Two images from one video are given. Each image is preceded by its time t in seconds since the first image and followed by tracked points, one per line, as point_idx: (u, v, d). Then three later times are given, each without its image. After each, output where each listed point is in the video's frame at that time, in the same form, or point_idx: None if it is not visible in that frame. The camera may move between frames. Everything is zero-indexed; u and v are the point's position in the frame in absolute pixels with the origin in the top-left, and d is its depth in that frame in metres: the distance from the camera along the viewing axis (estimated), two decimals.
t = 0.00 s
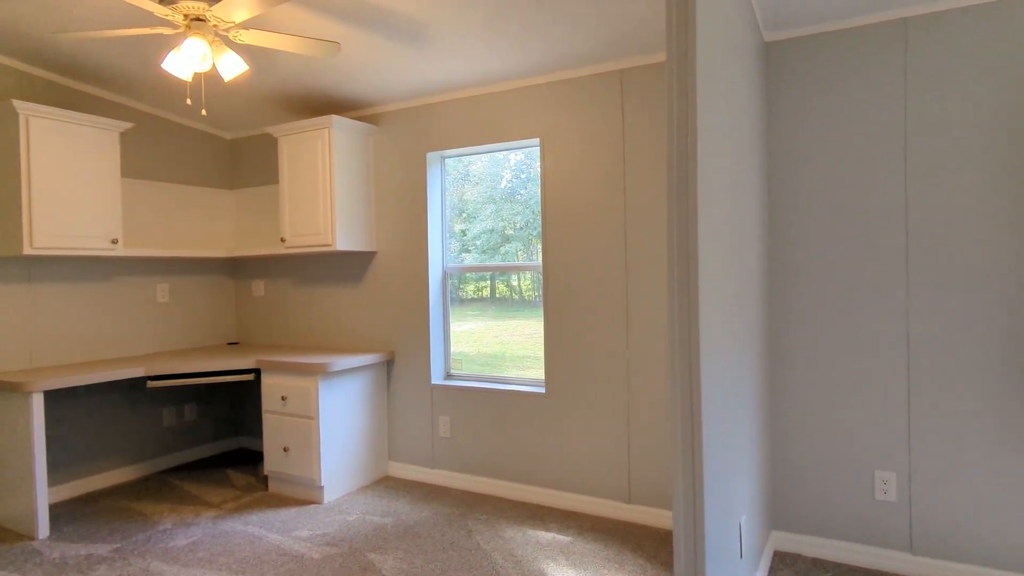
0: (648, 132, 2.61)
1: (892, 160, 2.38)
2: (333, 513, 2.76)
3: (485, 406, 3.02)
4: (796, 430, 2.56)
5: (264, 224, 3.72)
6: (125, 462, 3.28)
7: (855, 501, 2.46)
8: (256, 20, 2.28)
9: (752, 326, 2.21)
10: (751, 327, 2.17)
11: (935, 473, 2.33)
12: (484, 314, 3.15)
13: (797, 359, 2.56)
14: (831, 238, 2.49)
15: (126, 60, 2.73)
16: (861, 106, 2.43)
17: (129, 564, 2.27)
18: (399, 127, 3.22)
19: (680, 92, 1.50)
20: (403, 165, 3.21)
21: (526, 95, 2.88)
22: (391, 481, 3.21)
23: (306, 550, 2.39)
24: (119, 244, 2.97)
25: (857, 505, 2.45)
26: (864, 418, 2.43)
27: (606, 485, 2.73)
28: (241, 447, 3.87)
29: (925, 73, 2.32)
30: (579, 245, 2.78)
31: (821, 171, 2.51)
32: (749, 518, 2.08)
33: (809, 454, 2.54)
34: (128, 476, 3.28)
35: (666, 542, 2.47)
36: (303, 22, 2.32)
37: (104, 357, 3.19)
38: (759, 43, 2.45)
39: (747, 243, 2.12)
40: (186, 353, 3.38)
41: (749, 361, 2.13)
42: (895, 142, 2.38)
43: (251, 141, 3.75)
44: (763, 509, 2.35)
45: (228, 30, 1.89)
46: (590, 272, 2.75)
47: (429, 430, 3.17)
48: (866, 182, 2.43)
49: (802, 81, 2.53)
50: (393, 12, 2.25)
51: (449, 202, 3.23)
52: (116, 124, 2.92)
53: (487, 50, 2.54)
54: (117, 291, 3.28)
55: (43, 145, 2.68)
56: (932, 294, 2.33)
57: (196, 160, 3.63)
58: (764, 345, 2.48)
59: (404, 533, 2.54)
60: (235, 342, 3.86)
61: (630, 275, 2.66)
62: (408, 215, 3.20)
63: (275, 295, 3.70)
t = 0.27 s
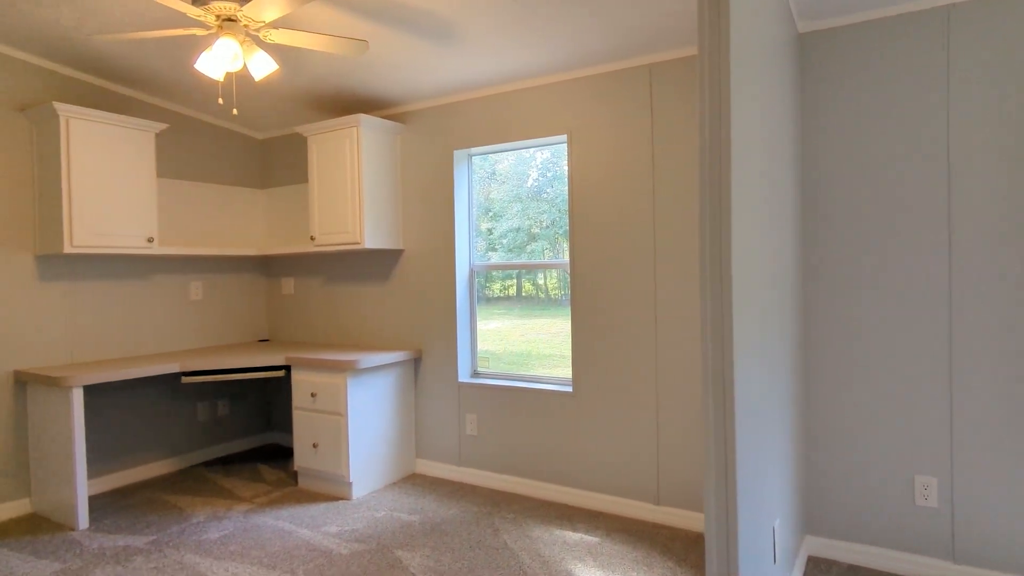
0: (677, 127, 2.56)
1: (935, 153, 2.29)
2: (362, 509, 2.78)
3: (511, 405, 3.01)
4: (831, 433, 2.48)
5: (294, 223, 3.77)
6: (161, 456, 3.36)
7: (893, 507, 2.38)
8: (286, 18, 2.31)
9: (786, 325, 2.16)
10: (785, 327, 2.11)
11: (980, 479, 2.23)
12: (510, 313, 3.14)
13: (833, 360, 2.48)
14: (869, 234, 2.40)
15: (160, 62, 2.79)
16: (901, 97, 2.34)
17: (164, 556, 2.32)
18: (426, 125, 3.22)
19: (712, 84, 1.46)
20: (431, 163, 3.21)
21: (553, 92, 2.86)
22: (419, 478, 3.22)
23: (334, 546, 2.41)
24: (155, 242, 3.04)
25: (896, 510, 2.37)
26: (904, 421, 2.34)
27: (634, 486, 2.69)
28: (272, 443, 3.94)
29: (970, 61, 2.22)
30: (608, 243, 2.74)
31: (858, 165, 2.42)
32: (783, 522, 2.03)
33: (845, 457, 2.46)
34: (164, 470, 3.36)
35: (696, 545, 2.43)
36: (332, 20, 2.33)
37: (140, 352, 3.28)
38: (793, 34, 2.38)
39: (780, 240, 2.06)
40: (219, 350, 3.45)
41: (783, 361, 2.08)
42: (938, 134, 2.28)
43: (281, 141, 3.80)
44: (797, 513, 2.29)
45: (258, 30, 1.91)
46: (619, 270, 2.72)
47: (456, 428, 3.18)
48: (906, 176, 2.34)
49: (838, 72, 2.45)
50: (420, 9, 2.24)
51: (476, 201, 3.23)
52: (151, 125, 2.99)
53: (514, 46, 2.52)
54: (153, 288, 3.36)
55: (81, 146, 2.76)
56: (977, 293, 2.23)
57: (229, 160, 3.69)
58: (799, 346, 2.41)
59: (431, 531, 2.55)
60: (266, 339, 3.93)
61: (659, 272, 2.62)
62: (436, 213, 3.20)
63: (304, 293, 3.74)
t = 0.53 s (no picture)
0: (708, 123, 2.51)
1: (980, 146, 2.19)
2: (389, 506, 2.80)
3: (538, 404, 3.00)
4: (868, 437, 2.40)
5: (323, 222, 3.81)
6: (194, 451, 3.43)
7: (933, 513, 2.29)
8: (315, 18, 2.33)
9: (821, 324, 2.10)
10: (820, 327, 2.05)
11: None
12: (535, 311, 3.13)
13: (869, 361, 2.40)
14: (909, 231, 2.32)
15: (193, 64, 2.85)
16: (944, 89, 2.24)
17: (197, 550, 2.37)
18: (453, 124, 3.22)
19: (746, 78, 1.42)
20: (457, 162, 3.21)
21: (581, 89, 2.83)
22: (445, 477, 3.23)
23: (363, 543, 2.42)
24: (188, 241, 3.10)
25: (937, 517, 2.29)
26: (946, 425, 2.26)
27: (663, 487, 2.66)
28: (301, 439, 3.99)
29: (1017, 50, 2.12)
30: (636, 241, 2.71)
31: (897, 160, 2.34)
32: (818, 528, 1.97)
33: (882, 462, 2.39)
34: (197, 465, 3.43)
35: (726, 549, 2.38)
36: (360, 19, 2.34)
37: (174, 349, 3.35)
38: (828, 25, 2.30)
39: (815, 238, 2.01)
40: (249, 347, 3.50)
41: (818, 362, 2.02)
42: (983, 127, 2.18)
43: (310, 142, 3.84)
44: (832, 518, 2.23)
45: (288, 31, 1.93)
46: (647, 268, 2.68)
47: (482, 427, 3.17)
48: (948, 171, 2.25)
49: (876, 64, 2.36)
50: (447, 7, 2.24)
51: (502, 200, 3.22)
52: (184, 127, 3.05)
53: (541, 43, 2.50)
54: (186, 287, 3.43)
55: (118, 148, 2.83)
56: None
57: (259, 160, 3.75)
58: (834, 346, 2.34)
59: (458, 530, 2.55)
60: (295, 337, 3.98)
61: (689, 271, 2.57)
62: (462, 212, 3.20)
63: (333, 291, 3.78)
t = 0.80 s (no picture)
0: (739, 118, 2.46)
1: None
2: (416, 504, 2.81)
3: (564, 403, 2.98)
4: (906, 442, 2.32)
5: (351, 222, 3.85)
6: (226, 446, 3.50)
7: (976, 522, 2.21)
8: (343, 18, 2.35)
9: (857, 324, 2.04)
10: (855, 327, 1.99)
11: None
12: (560, 310, 3.11)
13: (908, 363, 2.31)
14: (951, 228, 2.22)
15: (225, 66, 2.90)
16: (989, 79, 2.14)
17: (229, 543, 2.41)
18: (480, 123, 3.22)
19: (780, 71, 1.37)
20: (484, 161, 3.21)
21: (608, 86, 2.80)
22: (471, 475, 3.23)
23: (390, 540, 2.44)
24: (220, 240, 3.16)
25: (979, 526, 2.20)
26: (990, 430, 2.17)
27: (691, 489, 2.61)
28: (329, 436, 4.04)
29: None
30: (664, 240, 2.67)
31: (938, 154, 2.24)
32: (854, 533, 1.92)
33: (921, 468, 2.30)
34: (229, 459, 3.50)
35: (756, 553, 2.34)
36: (387, 18, 2.35)
37: (207, 346, 3.42)
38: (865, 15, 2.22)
39: (851, 235, 1.95)
40: (279, 345, 3.56)
41: (854, 363, 1.96)
42: None
43: (338, 142, 3.89)
44: (868, 524, 2.16)
45: (317, 31, 1.95)
46: (676, 267, 2.64)
47: (508, 426, 3.17)
48: (993, 165, 2.15)
49: (916, 55, 2.27)
50: (473, 5, 2.24)
51: (527, 199, 3.21)
52: (217, 128, 3.11)
53: (569, 39, 2.48)
54: (219, 285, 3.50)
55: (153, 148, 2.89)
56: None
57: (290, 160, 3.80)
58: (870, 348, 2.27)
59: (485, 528, 2.55)
60: (324, 335, 4.03)
61: (719, 269, 2.52)
62: (489, 210, 3.20)
63: (361, 290, 3.82)
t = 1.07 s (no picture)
0: (772, 113, 2.41)
1: None
2: (444, 502, 2.82)
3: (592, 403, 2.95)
4: (948, 448, 2.23)
5: (380, 221, 3.89)
6: (259, 442, 3.56)
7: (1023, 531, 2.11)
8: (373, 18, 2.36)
9: (897, 324, 1.97)
10: (895, 327, 1.93)
11: None
12: (587, 309, 3.08)
13: (950, 366, 2.21)
14: (998, 225, 2.13)
15: (258, 68, 2.95)
16: None
17: (261, 538, 2.45)
18: (508, 121, 3.22)
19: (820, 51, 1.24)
20: (512, 159, 3.20)
21: (637, 82, 2.77)
22: (498, 474, 3.23)
23: (419, 538, 2.45)
24: (253, 240, 3.21)
25: None
26: None
27: (722, 492, 2.57)
28: (358, 433, 4.08)
29: None
30: (694, 238, 2.63)
31: (983, 148, 2.14)
32: (893, 541, 1.85)
33: (964, 475, 2.21)
34: (261, 456, 3.56)
35: (790, 558, 2.28)
36: (415, 18, 2.37)
37: (240, 344, 3.49)
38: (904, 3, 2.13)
39: (891, 231, 1.88)
40: (310, 343, 3.61)
41: (894, 365, 1.90)
42: None
43: (367, 143, 3.92)
44: (908, 531, 2.09)
45: (347, 31, 1.96)
46: (707, 266, 2.59)
47: (535, 425, 3.16)
48: None
49: (960, 43, 2.17)
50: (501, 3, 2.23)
51: (554, 198, 3.20)
52: (250, 129, 3.16)
53: (597, 36, 2.46)
54: (251, 283, 3.56)
55: (188, 150, 2.96)
56: None
57: (320, 161, 3.85)
58: (909, 350, 2.18)
59: (512, 528, 2.54)
60: (353, 333, 4.07)
61: (752, 268, 2.47)
62: (516, 209, 3.19)
63: (389, 289, 3.85)
